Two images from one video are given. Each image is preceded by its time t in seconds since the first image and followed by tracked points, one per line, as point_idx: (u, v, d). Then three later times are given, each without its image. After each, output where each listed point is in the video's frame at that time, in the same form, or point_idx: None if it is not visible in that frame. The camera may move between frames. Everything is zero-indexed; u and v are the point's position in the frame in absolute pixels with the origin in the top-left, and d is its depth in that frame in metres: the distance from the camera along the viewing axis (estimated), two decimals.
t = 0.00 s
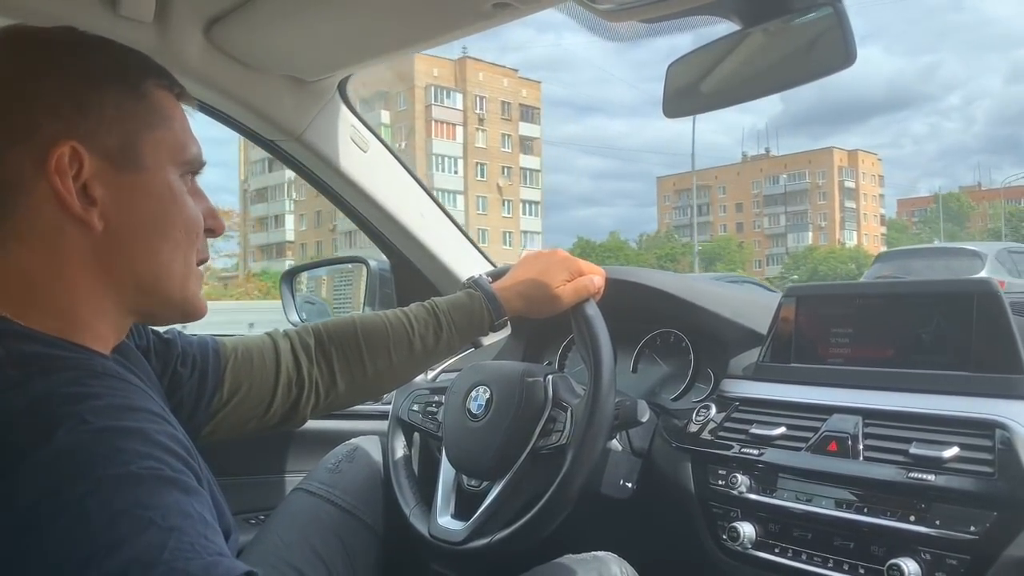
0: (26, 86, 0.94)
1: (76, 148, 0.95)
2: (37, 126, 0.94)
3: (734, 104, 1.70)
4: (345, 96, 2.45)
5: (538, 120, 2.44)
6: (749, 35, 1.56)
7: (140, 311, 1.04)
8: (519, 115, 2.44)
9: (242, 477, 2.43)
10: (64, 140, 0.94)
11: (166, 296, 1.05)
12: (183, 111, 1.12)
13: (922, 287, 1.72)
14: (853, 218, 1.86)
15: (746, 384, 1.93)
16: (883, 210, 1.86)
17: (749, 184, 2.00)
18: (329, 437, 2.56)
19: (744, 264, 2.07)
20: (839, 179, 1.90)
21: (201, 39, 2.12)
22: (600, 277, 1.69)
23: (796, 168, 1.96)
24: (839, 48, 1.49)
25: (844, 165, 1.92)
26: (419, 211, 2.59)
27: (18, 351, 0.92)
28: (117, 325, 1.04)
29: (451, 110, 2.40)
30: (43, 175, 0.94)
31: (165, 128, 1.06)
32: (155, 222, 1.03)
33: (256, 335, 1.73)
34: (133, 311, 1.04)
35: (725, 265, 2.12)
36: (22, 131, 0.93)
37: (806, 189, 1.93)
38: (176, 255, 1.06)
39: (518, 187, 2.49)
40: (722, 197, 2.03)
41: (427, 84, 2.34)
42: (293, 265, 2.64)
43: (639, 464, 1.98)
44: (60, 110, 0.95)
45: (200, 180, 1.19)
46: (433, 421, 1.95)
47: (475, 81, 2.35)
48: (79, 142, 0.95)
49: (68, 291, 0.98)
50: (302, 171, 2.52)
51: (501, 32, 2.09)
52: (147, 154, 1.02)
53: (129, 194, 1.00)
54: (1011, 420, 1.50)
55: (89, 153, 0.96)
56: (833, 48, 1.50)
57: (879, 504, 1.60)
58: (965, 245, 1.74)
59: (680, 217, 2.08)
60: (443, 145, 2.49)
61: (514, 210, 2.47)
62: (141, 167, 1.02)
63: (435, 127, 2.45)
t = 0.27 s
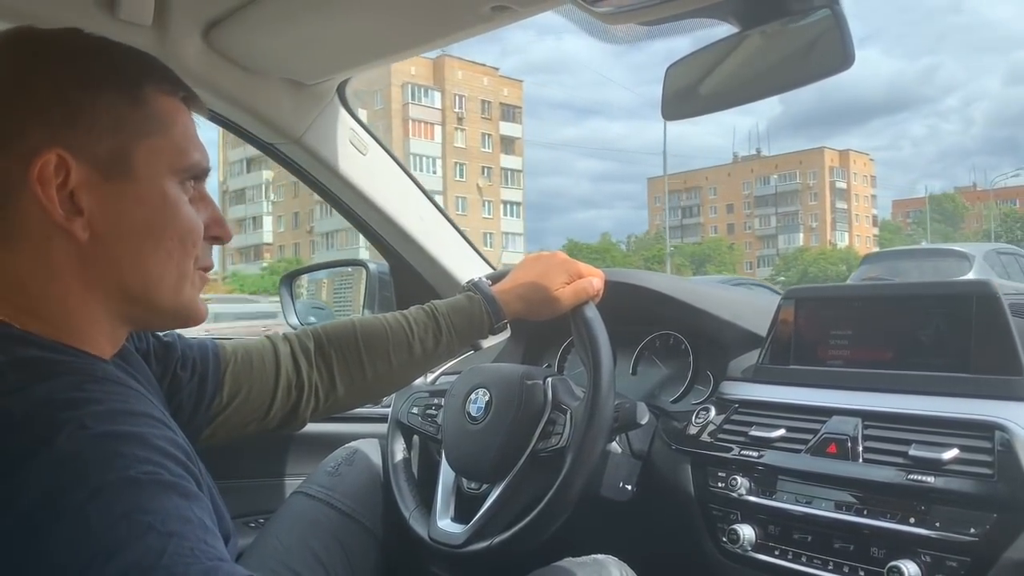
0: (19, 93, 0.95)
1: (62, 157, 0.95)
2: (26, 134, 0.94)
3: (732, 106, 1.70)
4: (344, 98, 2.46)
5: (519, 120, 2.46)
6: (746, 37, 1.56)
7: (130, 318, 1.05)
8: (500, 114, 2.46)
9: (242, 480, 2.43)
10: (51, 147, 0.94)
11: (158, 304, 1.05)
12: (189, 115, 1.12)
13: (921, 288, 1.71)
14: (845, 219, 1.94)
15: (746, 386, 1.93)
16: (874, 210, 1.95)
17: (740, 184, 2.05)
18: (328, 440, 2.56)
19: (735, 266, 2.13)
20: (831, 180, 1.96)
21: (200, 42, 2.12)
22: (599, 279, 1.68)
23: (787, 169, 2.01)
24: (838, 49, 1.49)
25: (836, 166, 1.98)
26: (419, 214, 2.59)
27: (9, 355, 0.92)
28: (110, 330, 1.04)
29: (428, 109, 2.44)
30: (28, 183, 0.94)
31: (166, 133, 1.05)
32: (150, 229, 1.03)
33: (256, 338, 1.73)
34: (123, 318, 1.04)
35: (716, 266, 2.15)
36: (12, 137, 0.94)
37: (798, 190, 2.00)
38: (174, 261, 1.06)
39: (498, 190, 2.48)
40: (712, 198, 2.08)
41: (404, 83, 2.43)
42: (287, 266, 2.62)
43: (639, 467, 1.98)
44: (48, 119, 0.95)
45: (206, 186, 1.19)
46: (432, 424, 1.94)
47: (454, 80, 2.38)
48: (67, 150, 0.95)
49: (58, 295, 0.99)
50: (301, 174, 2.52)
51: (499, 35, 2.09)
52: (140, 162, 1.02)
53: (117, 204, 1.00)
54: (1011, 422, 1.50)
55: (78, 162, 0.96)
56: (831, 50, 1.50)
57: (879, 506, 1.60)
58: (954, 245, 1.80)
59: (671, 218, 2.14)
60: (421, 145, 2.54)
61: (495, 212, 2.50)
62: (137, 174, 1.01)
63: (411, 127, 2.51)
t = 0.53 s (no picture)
0: (19, 94, 0.95)
1: (64, 158, 0.95)
2: (26, 134, 0.94)
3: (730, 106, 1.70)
4: (343, 100, 2.47)
5: (500, 118, 2.47)
6: (744, 38, 1.55)
7: (130, 320, 1.05)
8: (480, 112, 2.47)
9: (241, 482, 2.43)
10: (52, 148, 0.94)
11: (158, 305, 1.05)
12: (184, 117, 1.12)
13: (920, 289, 1.72)
14: (835, 219, 1.93)
15: (746, 386, 1.93)
16: (866, 210, 1.92)
17: (730, 184, 2.05)
18: (328, 442, 2.56)
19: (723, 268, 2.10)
20: (820, 180, 1.95)
21: (199, 44, 2.12)
22: (598, 281, 1.69)
23: (777, 169, 2.02)
24: (835, 50, 1.50)
25: (825, 166, 1.97)
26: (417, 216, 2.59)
27: (9, 358, 0.92)
28: (110, 331, 1.04)
29: (405, 107, 2.49)
30: (30, 183, 0.94)
31: (163, 134, 1.05)
32: (148, 231, 1.03)
33: (254, 339, 1.73)
34: (123, 320, 1.04)
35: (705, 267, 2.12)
36: (13, 138, 0.94)
37: (789, 190, 2.00)
38: (172, 262, 1.06)
39: (476, 191, 2.51)
40: (702, 199, 2.07)
41: (379, 80, 2.46)
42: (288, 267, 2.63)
43: (639, 467, 1.98)
44: (48, 120, 0.94)
45: (201, 189, 1.19)
46: (431, 425, 1.94)
47: (431, 77, 2.40)
48: (68, 151, 0.95)
49: (59, 296, 0.99)
50: (300, 177, 2.52)
51: (497, 36, 2.09)
52: (139, 164, 1.02)
53: (118, 205, 1.00)
54: (1010, 422, 1.50)
55: (79, 162, 0.96)
56: (829, 51, 1.50)
57: (879, 506, 1.60)
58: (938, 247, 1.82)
59: (661, 219, 2.12)
60: (399, 143, 2.56)
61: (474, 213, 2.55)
62: (136, 175, 1.01)
63: (389, 125, 2.54)
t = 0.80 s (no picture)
0: (28, 87, 0.94)
1: (80, 149, 0.95)
2: (38, 127, 0.93)
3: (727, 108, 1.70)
4: (340, 102, 2.46)
5: (478, 115, 2.51)
6: (743, 40, 1.56)
7: (135, 316, 1.04)
8: (458, 110, 2.46)
9: (239, 484, 2.43)
10: (67, 140, 0.94)
11: (162, 301, 1.05)
12: (177, 118, 1.13)
13: (918, 290, 1.72)
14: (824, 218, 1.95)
15: (744, 388, 1.93)
16: (856, 210, 1.94)
17: (720, 185, 2.10)
18: (326, 444, 2.55)
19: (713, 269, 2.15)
20: (811, 179, 1.95)
21: (196, 46, 2.12)
22: (596, 282, 1.68)
23: (766, 168, 2.05)
24: (833, 52, 1.50)
25: (816, 164, 1.98)
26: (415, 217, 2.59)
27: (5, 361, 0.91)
28: (112, 329, 1.03)
29: (380, 103, 2.46)
30: (46, 175, 0.94)
31: (161, 134, 1.06)
32: (154, 226, 1.03)
33: (252, 342, 1.73)
34: (128, 316, 1.04)
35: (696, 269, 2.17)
36: (25, 130, 0.93)
37: (778, 189, 2.03)
38: (172, 261, 1.06)
39: (455, 189, 2.57)
40: (692, 199, 2.15)
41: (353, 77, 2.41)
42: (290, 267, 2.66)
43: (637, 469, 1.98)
44: (61, 112, 0.94)
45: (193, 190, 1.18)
46: (429, 427, 1.94)
47: (407, 76, 2.33)
48: (82, 143, 0.95)
49: (65, 291, 0.97)
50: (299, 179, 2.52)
51: (494, 37, 2.09)
52: (145, 159, 1.02)
53: (128, 198, 1.00)
54: (1008, 424, 1.50)
55: (92, 155, 0.97)
56: (826, 53, 1.51)
57: (877, 508, 1.59)
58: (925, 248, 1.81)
59: (650, 219, 2.21)
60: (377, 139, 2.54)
61: (454, 210, 2.62)
62: (142, 171, 1.02)
63: (366, 120, 2.51)
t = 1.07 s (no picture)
0: (20, 94, 0.95)
1: (71, 155, 0.95)
2: (31, 133, 0.94)
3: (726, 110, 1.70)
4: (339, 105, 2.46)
5: (457, 111, 2.41)
6: (742, 42, 1.56)
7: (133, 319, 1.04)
8: (435, 107, 2.40)
9: (239, 486, 2.43)
10: (59, 146, 0.94)
11: (161, 304, 1.05)
12: (176, 119, 1.13)
13: (917, 292, 1.72)
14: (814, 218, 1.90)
15: (743, 390, 1.93)
16: (847, 210, 1.90)
17: (710, 184, 2.04)
18: (325, 446, 2.55)
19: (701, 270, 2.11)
20: (800, 177, 1.92)
21: (196, 49, 2.12)
22: (594, 284, 1.68)
23: (756, 167, 1.98)
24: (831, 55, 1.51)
25: (806, 163, 1.95)
26: (415, 219, 2.58)
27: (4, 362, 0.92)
28: (110, 332, 1.03)
29: (356, 100, 2.50)
30: (38, 181, 0.94)
31: (158, 136, 1.06)
32: (152, 229, 1.03)
33: (251, 344, 1.73)
34: (126, 319, 1.04)
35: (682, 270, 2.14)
36: (18, 137, 0.93)
37: (768, 188, 1.96)
38: (172, 262, 1.06)
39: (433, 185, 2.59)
40: (680, 199, 2.09)
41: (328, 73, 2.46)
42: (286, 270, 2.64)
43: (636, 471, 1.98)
44: (52, 118, 0.95)
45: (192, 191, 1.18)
46: (428, 429, 1.94)
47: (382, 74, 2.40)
48: (74, 149, 0.96)
49: (61, 296, 0.97)
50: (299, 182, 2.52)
51: (494, 39, 2.09)
52: (139, 162, 1.02)
53: (123, 202, 1.00)
54: (1007, 426, 1.50)
55: (84, 160, 0.96)
56: (824, 56, 1.51)
57: (876, 510, 1.59)
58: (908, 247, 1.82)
59: (638, 218, 2.18)
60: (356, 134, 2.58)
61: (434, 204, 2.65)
62: (138, 174, 1.02)
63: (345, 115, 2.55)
